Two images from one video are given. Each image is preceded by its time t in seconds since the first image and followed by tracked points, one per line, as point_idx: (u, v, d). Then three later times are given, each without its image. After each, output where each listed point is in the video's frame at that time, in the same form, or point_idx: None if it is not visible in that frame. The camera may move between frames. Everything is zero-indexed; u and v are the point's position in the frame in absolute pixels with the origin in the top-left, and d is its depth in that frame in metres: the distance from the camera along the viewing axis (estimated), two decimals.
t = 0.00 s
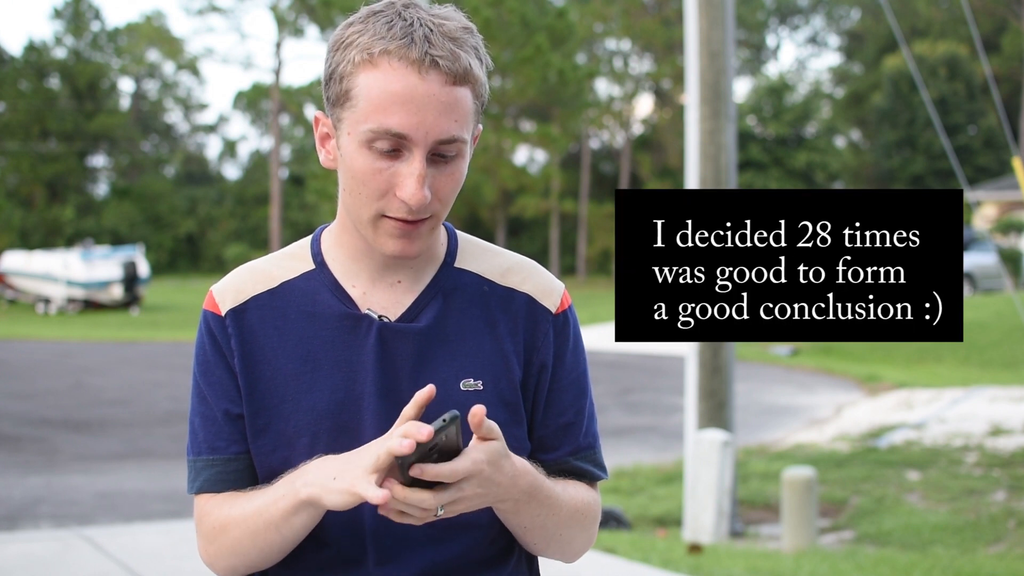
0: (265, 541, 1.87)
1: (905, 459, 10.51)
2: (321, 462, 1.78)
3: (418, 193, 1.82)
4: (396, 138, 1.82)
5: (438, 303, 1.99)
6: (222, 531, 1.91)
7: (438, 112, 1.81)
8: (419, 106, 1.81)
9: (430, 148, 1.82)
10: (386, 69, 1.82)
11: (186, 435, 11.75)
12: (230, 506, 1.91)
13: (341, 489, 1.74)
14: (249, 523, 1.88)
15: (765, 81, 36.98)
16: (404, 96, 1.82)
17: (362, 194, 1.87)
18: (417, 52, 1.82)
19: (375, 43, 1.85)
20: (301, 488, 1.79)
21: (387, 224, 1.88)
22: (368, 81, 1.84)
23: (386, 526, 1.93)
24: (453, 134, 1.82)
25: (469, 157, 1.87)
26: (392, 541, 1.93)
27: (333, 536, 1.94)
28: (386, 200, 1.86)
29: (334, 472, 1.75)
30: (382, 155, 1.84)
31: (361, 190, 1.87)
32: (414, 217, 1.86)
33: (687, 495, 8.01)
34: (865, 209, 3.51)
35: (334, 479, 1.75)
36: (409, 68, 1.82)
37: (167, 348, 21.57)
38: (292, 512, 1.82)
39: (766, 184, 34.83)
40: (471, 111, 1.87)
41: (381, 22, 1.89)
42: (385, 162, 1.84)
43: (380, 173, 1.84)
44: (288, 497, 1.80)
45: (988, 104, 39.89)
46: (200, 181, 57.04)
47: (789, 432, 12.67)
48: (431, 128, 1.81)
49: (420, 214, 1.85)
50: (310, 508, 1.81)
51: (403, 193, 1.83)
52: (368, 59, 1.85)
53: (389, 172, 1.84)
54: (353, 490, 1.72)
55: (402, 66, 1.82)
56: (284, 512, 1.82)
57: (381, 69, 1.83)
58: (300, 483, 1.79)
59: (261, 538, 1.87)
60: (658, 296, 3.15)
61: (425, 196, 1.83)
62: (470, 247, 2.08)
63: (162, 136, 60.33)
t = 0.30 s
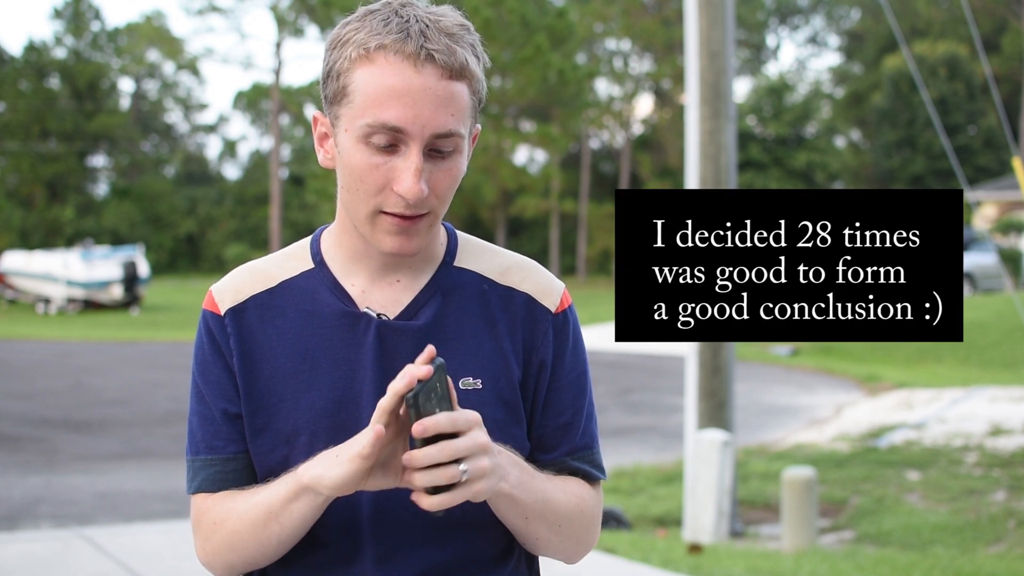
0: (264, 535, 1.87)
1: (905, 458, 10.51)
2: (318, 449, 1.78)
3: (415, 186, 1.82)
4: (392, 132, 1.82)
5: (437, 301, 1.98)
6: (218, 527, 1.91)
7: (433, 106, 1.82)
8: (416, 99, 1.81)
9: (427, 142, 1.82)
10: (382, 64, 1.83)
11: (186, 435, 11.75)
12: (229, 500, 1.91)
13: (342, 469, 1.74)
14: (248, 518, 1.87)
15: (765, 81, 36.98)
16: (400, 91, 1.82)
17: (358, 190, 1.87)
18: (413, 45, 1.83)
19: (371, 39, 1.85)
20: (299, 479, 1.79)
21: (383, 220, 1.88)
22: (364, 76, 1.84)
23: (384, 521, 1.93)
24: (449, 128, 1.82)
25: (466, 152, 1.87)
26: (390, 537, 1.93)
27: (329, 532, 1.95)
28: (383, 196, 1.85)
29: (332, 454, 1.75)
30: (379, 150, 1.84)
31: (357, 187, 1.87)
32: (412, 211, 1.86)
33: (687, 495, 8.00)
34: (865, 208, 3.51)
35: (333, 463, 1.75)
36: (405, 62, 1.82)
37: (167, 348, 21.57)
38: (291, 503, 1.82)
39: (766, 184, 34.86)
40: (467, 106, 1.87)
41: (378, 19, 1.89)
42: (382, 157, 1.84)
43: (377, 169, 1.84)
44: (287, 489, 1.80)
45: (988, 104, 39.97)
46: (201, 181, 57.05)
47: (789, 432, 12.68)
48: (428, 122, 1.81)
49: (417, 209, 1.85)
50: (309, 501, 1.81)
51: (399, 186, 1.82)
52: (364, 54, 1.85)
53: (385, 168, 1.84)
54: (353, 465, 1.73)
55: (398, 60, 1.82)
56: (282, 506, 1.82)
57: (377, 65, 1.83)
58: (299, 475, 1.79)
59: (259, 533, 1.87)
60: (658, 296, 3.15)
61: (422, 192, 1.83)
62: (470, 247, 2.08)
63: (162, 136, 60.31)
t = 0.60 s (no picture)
0: (263, 536, 1.87)
1: (905, 458, 10.51)
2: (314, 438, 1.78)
3: (409, 186, 1.82)
4: (386, 131, 1.83)
5: (435, 300, 1.99)
6: (213, 525, 1.91)
7: (428, 103, 1.82)
8: (410, 97, 1.82)
9: (421, 140, 1.82)
10: (377, 62, 1.83)
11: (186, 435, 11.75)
12: (227, 497, 1.91)
13: (341, 463, 1.75)
14: (244, 515, 1.87)
15: (765, 81, 36.99)
16: (394, 89, 1.82)
17: (353, 189, 1.87)
18: (407, 43, 1.83)
19: (366, 37, 1.85)
20: (294, 474, 1.79)
21: (378, 219, 1.87)
22: (359, 74, 1.84)
23: (384, 517, 1.93)
24: (445, 125, 1.82)
25: (461, 149, 1.88)
26: (389, 536, 1.93)
27: (326, 530, 1.94)
28: (377, 194, 1.85)
29: (331, 444, 1.75)
30: (374, 148, 1.84)
31: (353, 185, 1.87)
32: (407, 209, 1.86)
33: (687, 495, 8.00)
34: (865, 208, 3.52)
35: (329, 457, 1.75)
36: (399, 60, 1.82)
37: (167, 348, 21.57)
38: (291, 502, 1.82)
39: (766, 184, 34.88)
40: (463, 104, 1.87)
41: (374, 17, 1.89)
42: (376, 155, 1.84)
43: (371, 168, 1.84)
44: (285, 486, 1.81)
45: (988, 104, 40.04)
46: (200, 181, 57.05)
47: (789, 432, 12.68)
48: (422, 120, 1.81)
49: (412, 207, 1.85)
50: (308, 496, 1.80)
51: (394, 184, 1.83)
52: (359, 52, 1.85)
53: (380, 166, 1.84)
54: (357, 458, 1.73)
55: (392, 59, 1.83)
56: (280, 503, 1.82)
57: (372, 63, 1.83)
58: (295, 470, 1.79)
59: (256, 533, 1.86)
60: (658, 296, 3.15)
61: (417, 191, 1.83)
62: (468, 245, 2.07)
63: (162, 136, 60.29)
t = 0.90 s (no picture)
0: (260, 535, 1.87)
1: (905, 459, 10.51)
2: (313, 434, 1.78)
3: (405, 186, 1.82)
4: (382, 130, 1.83)
5: (433, 301, 1.99)
6: (212, 527, 1.91)
7: (425, 105, 1.82)
8: (406, 98, 1.82)
9: (417, 141, 1.82)
10: (374, 63, 1.83)
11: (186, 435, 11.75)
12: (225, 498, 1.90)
13: (340, 463, 1.75)
14: (239, 516, 1.88)
15: (765, 81, 36.98)
16: (393, 90, 1.82)
17: (352, 192, 1.87)
18: (405, 44, 1.83)
19: (363, 38, 1.85)
20: (291, 473, 1.79)
21: (375, 222, 1.87)
22: (356, 75, 1.84)
23: (383, 516, 1.93)
24: (440, 128, 1.82)
25: (458, 149, 1.87)
26: (387, 539, 1.93)
27: (326, 531, 1.95)
28: (374, 197, 1.85)
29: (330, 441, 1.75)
30: (370, 149, 1.84)
31: (349, 186, 1.87)
32: (404, 212, 1.85)
33: (688, 495, 8.00)
34: (865, 208, 3.51)
35: (326, 456, 1.75)
36: (395, 61, 1.82)
37: (167, 349, 21.57)
38: (293, 502, 1.81)
39: (766, 184, 34.90)
40: (459, 105, 1.87)
41: (371, 17, 1.88)
42: (372, 157, 1.84)
43: (367, 169, 1.84)
44: (282, 482, 1.80)
45: (988, 104, 40.07)
46: (200, 181, 57.05)
47: (789, 432, 12.67)
48: (419, 122, 1.81)
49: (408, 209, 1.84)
50: (307, 493, 1.80)
51: (390, 186, 1.82)
52: (356, 52, 1.85)
53: (376, 167, 1.84)
54: (356, 460, 1.74)
55: (389, 58, 1.83)
56: (275, 499, 1.82)
57: (369, 64, 1.83)
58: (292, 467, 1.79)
59: (255, 531, 1.86)
60: (658, 296, 3.15)
61: (414, 195, 1.83)
62: (465, 246, 2.08)
63: (162, 136, 60.29)
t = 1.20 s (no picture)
0: (247, 525, 1.85)
1: (905, 459, 10.51)
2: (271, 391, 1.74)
3: (400, 160, 1.82)
4: (375, 105, 1.86)
5: (434, 299, 1.99)
6: (202, 526, 1.89)
7: (418, 82, 1.85)
8: (402, 74, 1.85)
9: (412, 117, 1.84)
10: (368, 43, 1.87)
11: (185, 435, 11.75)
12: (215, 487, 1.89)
13: (318, 396, 1.72)
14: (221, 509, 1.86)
15: (765, 81, 36.98)
16: (387, 67, 1.86)
17: (347, 172, 1.87)
18: (398, 21, 1.87)
19: (357, 20, 1.89)
20: (269, 448, 1.77)
21: (370, 200, 1.86)
22: (351, 57, 1.88)
23: (383, 512, 1.92)
24: (435, 104, 1.85)
25: (453, 126, 1.88)
26: (387, 538, 1.93)
27: (325, 531, 1.95)
28: (369, 173, 1.85)
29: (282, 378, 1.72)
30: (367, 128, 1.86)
31: (344, 167, 1.87)
32: (399, 188, 1.84)
33: (687, 495, 8.00)
34: (866, 208, 3.50)
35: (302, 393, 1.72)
36: (390, 37, 1.86)
37: (167, 348, 21.58)
38: (274, 455, 1.78)
39: (766, 184, 34.92)
40: (454, 85, 1.90)
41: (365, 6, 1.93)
42: (368, 134, 1.86)
43: (363, 147, 1.85)
44: (270, 470, 1.79)
45: (988, 105, 40.11)
46: (200, 181, 57.06)
47: (789, 432, 12.68)
48: (412, 98, 1.84)
49: (401, 184, 1.84)
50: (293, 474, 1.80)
51: (385, 161, 1.83)
52: (351, 34, 1.89)
53: (371, 145, 1.85)
54: (331, 382, 1.71)
55: (382, 36, 1.87)
56: (263, 486, 1.81)
57: (364, 44, 1.87)
58: (266, 445, 1.77)
59: (243, 521, 1.85)
60: (658, 296, 3.14)
61: (409, 170, 1.83)
62: (466, 243, 2.08)
63: (162, 136, 60.26)
